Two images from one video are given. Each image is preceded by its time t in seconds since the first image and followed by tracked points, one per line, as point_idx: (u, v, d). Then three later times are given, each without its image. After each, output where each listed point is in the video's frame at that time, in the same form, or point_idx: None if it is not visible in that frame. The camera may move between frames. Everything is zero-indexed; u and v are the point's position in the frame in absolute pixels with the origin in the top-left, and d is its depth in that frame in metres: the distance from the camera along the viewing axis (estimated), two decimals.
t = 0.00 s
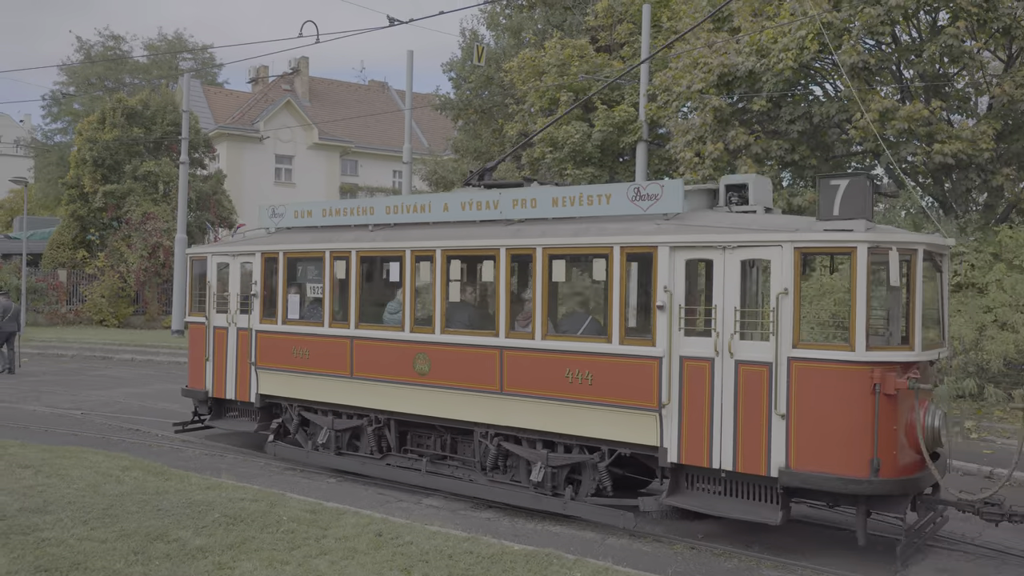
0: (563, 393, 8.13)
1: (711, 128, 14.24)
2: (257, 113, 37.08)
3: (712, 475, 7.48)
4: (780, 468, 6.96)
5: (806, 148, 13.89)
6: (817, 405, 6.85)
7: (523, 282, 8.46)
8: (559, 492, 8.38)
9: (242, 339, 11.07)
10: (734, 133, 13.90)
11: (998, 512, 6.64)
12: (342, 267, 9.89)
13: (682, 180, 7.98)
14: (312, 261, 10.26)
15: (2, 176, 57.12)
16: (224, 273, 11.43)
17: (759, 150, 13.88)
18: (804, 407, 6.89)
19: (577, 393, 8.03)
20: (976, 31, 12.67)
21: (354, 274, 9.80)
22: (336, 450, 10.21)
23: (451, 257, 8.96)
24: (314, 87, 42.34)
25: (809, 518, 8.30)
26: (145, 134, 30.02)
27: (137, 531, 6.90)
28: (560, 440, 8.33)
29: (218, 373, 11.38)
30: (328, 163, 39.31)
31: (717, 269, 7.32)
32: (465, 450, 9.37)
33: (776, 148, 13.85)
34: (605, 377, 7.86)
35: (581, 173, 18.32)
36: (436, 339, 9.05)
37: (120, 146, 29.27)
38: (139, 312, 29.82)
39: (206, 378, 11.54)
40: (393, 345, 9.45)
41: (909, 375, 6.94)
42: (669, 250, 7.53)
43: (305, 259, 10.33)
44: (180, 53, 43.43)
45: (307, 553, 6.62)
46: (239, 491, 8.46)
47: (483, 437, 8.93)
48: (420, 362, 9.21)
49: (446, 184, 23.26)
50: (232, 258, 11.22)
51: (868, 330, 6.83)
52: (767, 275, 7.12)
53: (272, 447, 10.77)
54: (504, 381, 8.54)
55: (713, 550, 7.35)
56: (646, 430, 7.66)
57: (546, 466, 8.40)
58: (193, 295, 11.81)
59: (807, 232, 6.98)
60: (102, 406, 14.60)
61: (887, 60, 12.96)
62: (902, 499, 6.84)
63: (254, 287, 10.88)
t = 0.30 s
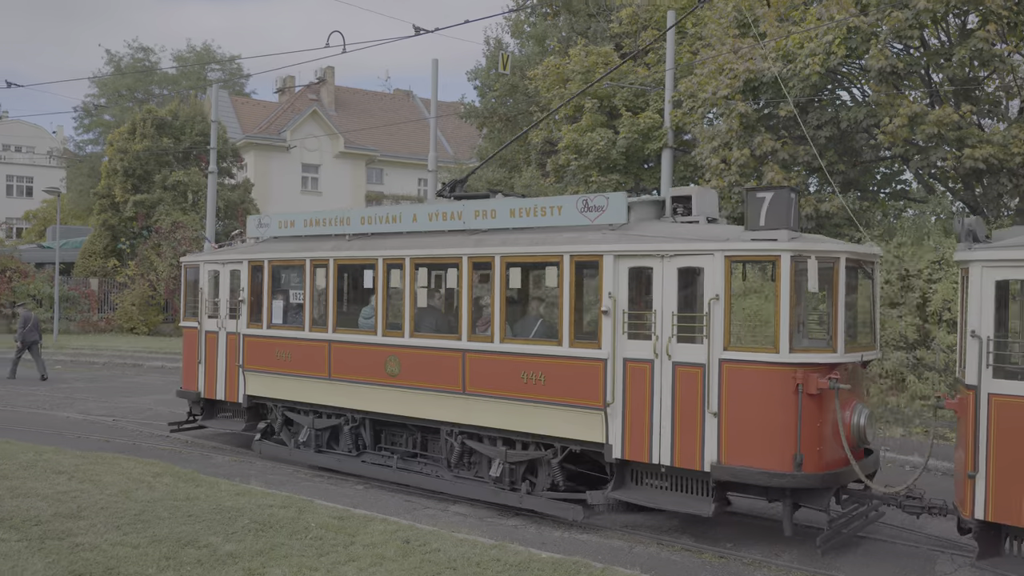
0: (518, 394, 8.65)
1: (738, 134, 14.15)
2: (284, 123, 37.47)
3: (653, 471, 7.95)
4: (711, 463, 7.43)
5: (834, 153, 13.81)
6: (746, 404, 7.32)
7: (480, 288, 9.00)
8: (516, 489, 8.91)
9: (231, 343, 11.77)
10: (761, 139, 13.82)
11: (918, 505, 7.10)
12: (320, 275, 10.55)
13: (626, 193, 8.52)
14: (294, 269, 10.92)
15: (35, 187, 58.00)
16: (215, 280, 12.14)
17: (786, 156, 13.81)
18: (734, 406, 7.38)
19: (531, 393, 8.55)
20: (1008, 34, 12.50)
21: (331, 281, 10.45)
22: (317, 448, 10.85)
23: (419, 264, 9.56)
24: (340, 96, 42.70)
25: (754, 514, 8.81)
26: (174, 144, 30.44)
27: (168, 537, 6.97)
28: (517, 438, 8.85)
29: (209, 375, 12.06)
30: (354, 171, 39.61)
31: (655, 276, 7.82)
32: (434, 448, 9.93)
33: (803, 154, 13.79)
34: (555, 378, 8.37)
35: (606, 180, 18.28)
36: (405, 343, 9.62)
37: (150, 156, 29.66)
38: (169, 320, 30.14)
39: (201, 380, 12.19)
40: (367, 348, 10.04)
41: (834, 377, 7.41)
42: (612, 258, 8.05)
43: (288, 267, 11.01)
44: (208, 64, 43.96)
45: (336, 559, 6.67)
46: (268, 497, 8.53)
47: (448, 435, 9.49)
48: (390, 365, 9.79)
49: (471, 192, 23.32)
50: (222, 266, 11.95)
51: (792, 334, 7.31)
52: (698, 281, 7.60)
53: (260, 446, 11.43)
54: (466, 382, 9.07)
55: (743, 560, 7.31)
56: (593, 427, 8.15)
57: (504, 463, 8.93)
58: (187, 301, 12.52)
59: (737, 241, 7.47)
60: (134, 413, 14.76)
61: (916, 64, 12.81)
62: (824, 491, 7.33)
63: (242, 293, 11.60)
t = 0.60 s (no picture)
0: (480, 394, 9.19)
1: (763, 140, 14.05)
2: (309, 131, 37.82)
3: (603, 467, 8.47)
4: (651, 458, 7.93)
5: (861, 158, 13.68)
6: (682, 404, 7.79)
7: (447, 295, 9.55)
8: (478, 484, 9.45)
9: (222, 346, 12.41)
10: (787, 145, 13.74)
11: (847, 499, 7.69)
12: (302, 281, 11.16)
13: (575, 205, 9.00)
14: (279, 277, 11.53)
15: (66, 196, 58.97)
16: (207, 286, 12.75)
17: (813, 162, 13.73)
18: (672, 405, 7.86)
19: (491, 393, 9.09)
20: None
21: (313, 288, 11.05)
22: (300, 447, 11.47)
23: (391, 272, 10.13)
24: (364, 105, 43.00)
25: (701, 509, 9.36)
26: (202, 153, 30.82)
27: (196, 542, 7.03)
28: (479, 436, 9.39)
29: (203, 376, 12.71)
30: (378, 179, 39.84)
31: (602, 283, 8.35)
32: (406, 446, 10.51)
33: (830, 159, 13.68)
34: (512, 379, 8.92)
35: (630, 187, 18.26)
36: (378, 346, 10.20)
37: (179, 165, 30.02)
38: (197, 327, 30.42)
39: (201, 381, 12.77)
40: (344, 351, 10.63)
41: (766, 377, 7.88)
42: (563, 266, 8.59)
43: (273, 274, 11.62)
44: (235, 74, 44.44)
45: (363, 566, 6.68)
46: (294, 504, 8.58)
47: (418, 433, 10.06)
48: (365, 366, 10.38)
49: (495, 199, 23.37)
50: (213, 273, 12.57)
51: (725, 336, 7.77)
52: (641, 287, 8.11)
53: (248, 444, 12.04)
54: (432, 383, 9.63)
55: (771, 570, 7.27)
56: (547, 425, 8.68)
57: (467, 459, 9.46)
58: (184, 305, 13.15)
59: (674, 250, 7.95)
60: (163, 419, 14.93)
61: (946, 69, 12.64)
62: (755, 485, 7.80)
63: (232, 299, 12.23)
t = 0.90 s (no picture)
0: (452, 394, 10.01)
1: (793, 145, 13.93)
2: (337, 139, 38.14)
3: (564, 463, 9.16)
4: (604, 455, 8.63)
5: (893, 163, 13.54)
6: (631, 404, 8.50)
7: (421, 301, 10.43)
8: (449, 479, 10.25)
9: (222, 348, 13.46)
10: (817, 150, 13.61)
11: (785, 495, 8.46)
12: (292, 287, 12.15)
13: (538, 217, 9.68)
14: (273, 283, 12.53)
15: (100, 204, 59.97)
16: (209, 291, 13.84)
17: (843, 167, 13.59)
18: (622, 405, 8.56)
19: (461, 393, 9.91)
20: None
21: (303, 294, 12.02)
22: (292, 445, 12.33)
23: (372, 279, 11.04)
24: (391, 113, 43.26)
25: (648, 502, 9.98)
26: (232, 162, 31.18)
27: (228, 547, 7.09)
28: (452, 433, 10.17)
29: (204, 376, 13.75)
30: (406, 186, 40.03)
31: (561, 291, 9.10)
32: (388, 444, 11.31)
33: (860, 164, 13.56)
34: (478, 380, 9.73)
35: (657, 193, 18.21)
36: (360, 348, 11.08)
37: (209, 174, 30.37)
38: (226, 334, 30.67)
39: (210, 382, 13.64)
40: (331, 353, 11.53)
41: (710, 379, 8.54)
42: (526, 274, 9.35)
43: (268, 281, 12.62)
44: (264, 83, 44.91)
45: (392, 571, 6.71)
46: (324, 509, 8.64)
47: (398, 431, 10.86)
48: (349, 368, 11.28)
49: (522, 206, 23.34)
50: (214, 279, 13.66)
51: (671, 340, 8.44)
52: (593, 295, 8.86)
53: (245, 441, 12.91)
54: (408, 383, 10.48)
55: None
56: (510, 423, 9.46)
57: (441, 455, 10.27)
58: (187, 310, 14.20)
59: (625, 260, 8.67)
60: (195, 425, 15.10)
61: (979, 71, 12.46)
62: (698, 480, 8.46)
63: (232, 303, 13.28)
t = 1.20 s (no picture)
0: (427, 393, 10.63)
1: (822, 147, 13.79)
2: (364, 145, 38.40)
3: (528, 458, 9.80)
4: (561, 450, 9.22)
5: (924, 165, 13.41)
6: (587, 403, 9.09)
7: (401, 304, 11.05)
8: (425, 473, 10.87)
9: (221, 349, 14.17)
10: (847, 153, 13.51)
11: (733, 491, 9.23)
12: (284, 291, 12.78)
13: (504, 227, 10.38)
14: (266, 287, 13.20)
15: (131, 211, 60.72)
16: (209, 294, 14.54)
17: (873, 169, 13.47)
18: (578, 403, 9.15)
19: (434, 392, 10.53)
20: None
21: (293, 298, 12.68)
22: (283, 440, 12.98)
23: (356, 284, 11.68)
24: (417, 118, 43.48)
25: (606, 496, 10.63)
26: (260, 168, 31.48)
27: (258, 549, 7.14)
28: (427, 429, 10.76)
29: (206, 376, 14.45)
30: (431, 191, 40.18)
31: (524, 296, 9.68)
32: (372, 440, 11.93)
33: (891, 167, 13.42)
34: (451, 380, 10.34)
35: (684, 197, 18.14)
36: (345, 349, 11.73)
37: (238, 180, 30.65)
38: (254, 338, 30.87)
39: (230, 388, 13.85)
40: (319, 354, 12.19)
41: (661, 379, 9.10)
42: (493, 280, 9.93)
43: (262, 285, 13.29)
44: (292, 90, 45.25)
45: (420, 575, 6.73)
46: (352, 512, 8.67)
47: (379, 428, 11.48)
48: (335, 368, 11.93)
49: (547, 211, 23.28)
50: (214, 284, 14.32)
51: (622, 342, 9.01)
52: (552, 299, 9.43)
53: (242, 437, 13.58)
54: (387, 382, 11.12)
55: None
56: (478, 420, 10.06)
57: (417, 451, 10.86)
58: (190, 311, 14.93)
59: (581, 266, 9.23)
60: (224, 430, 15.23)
61: (1014, 72, 12.26)
62: (648, 474, 9.02)
63: (229, 306, 13.97)
